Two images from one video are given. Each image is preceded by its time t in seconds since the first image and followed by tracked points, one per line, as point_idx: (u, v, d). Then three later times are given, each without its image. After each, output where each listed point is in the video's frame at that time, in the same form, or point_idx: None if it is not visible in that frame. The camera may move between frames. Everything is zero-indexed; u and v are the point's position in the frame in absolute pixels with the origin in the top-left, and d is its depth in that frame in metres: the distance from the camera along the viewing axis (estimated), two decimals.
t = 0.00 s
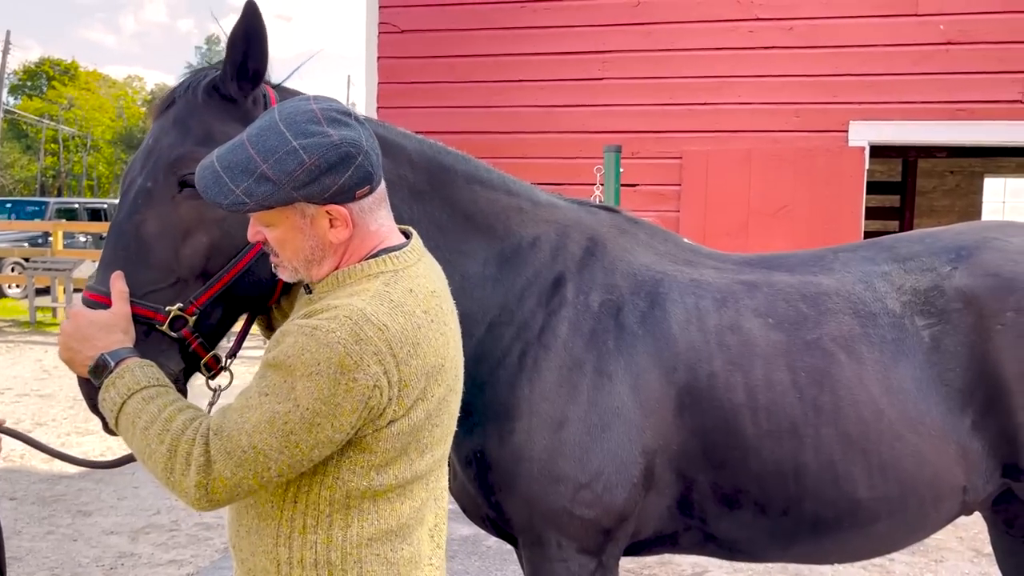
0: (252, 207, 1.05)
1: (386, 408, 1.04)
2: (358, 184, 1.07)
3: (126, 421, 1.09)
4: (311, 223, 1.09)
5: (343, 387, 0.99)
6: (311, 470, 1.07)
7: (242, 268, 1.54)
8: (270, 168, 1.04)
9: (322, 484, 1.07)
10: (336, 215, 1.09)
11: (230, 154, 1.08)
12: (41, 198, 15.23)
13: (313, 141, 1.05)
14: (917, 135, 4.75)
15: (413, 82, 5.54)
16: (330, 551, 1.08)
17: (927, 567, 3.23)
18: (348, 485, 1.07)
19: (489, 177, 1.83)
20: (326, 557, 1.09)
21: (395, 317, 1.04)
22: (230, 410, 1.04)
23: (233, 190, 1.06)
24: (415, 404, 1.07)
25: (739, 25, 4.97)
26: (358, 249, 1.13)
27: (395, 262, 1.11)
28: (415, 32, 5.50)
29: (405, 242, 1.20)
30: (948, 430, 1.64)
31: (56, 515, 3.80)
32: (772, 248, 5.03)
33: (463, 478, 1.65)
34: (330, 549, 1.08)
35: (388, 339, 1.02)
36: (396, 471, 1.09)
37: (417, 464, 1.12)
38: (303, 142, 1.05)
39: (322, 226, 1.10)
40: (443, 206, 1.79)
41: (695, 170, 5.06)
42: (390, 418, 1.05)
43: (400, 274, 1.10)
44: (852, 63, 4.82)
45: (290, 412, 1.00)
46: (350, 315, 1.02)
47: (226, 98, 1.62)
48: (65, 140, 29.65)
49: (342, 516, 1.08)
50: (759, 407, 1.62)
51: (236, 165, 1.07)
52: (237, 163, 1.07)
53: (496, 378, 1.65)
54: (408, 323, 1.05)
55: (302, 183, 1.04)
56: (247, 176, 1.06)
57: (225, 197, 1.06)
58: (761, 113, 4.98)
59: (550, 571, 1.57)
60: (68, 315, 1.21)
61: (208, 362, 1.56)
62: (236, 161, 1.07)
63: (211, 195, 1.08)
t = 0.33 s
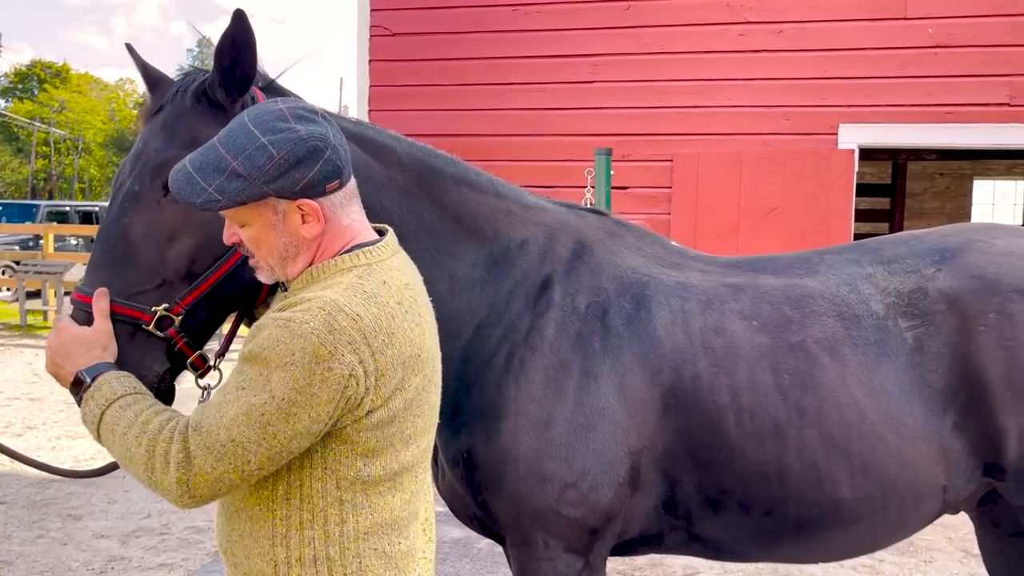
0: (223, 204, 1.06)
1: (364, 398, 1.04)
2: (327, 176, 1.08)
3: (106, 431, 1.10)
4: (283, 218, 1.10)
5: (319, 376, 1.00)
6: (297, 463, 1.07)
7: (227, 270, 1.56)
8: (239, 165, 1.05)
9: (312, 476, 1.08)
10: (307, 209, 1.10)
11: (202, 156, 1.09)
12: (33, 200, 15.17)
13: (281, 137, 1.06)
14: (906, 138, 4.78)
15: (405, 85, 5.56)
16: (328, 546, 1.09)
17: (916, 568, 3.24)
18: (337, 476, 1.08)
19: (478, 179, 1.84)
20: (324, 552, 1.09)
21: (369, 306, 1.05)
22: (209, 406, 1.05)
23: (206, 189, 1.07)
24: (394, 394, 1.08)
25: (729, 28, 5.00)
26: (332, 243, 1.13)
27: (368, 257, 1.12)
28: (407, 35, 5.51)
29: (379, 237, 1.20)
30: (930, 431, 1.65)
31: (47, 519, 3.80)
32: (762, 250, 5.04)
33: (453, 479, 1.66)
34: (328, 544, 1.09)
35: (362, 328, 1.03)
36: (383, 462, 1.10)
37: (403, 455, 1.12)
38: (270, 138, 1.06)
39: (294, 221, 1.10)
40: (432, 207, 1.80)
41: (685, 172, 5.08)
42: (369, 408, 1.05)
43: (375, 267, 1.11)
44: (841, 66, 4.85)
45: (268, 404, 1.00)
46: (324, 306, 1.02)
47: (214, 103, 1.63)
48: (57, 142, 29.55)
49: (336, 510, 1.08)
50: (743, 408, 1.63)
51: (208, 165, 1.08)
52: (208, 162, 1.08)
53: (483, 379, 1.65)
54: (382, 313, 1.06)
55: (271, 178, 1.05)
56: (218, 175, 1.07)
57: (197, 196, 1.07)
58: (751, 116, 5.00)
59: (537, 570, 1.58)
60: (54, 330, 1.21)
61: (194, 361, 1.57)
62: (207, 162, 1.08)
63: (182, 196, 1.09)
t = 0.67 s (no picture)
0: (219, 197, 1.07)
1: (318, 419, 1.04)
2: (326, 185, 1.09)
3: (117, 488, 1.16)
4: (276, 219, 1.10)
5: (263, 403, 1.01)
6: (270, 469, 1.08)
7: (222, 261, 1.57)
8: (240, 161, 1.06)
9: (286, 481, 1.09)
10: (301, 214, 1.10)
11: (203, 146, 1.10)
12: (29, 202, 15.14)
13: (285, 139, 1.07)
14: (900, 141, 4.79)
15: (402, 87, 5.56)
16: (304, 548, 1.10)
17: (911, 569, 3.25)
18: (308, 485, 1.08)
19: (477, 179, 1.84)
20: (301, 554, 1.10)
21: (314, 329, 1.03)
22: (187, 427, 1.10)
23: (202, 179, 1.07)
24: (354, 411, 1.06)
25: (725, 31, 5.00)
26: (321, 251, 1.13)
27: (336, 270, 1.10)
28: (404, 37, 5.51)
29: (371, 242, 1.20)
30: (922, 433, 1.65)
31: (42, 521, 3.79)
32: (758, 253, 5.05)
33: (447, 480, 1.66)
34: (304, 547, 1.10)
35: (305, 352, 1.02)
36: (355, 473, 1.09)
37: (377, 466, 1.11)
38: (274, 139, 1.07)
39: (287, 224, 1.10)
40: (432, 205, 1.80)
41: (681, 175, 5.08)
42: (325, 427, 1.04)
43: (339, 282, 1.09)
44: (837, 68, 4.86)
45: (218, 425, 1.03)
46: (266, 331, 1.02)
47: (217, 93, 1.64)
48: (53, 144, 29.51)
49: (312, 515, 1.09)
50: (737, 411, 1.63)
51: (208, 155, 1.08)
52: (208, 152, 1.08)
53: (479, 380, 1.65)
54: (332, 335, 1.04)
55: (270, 178, 1.06)
56: (217, 167, 1.07)
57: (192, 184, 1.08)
58: (747, 119, 5.01)
59: (533, 572, 1.58)
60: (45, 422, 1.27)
61: (185, 352, 1.57)
62: (207, 152, 1.09)
63: (179, 184, 1.10)
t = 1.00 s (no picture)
0: (228, 204, 1.08)
1: (286, 436, 1.08)
2: (338, 205, 1.10)
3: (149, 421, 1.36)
4: (283, 231, 1.12)
5: (228, 417, 1.08)
6: (265, 465, 1.15)
7: (221, 260, 1.56)
8: (253, 172, 1.07)
9: (282, 481, 1.15)
10: (309, 230, 1.12)
11: (217, 148, 1.11)
12: (29, 202, 15.17)
13: (302, 154, 1.08)
14: (901, 143, 4.79)
15: (403, 89, 5.56)
16: (300, 550, 1.15)
17: (912, 571, 3.25)
18: (299, 488, 1.14)
19: (481, 180, 1.85)
20: (298, 555, 1.16)
21: (276, 354, 1.05)
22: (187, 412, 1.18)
23: (212, 184, 1.09)
24: (328, 430, 1.08)
25: (726, 33, 5.01)
26: (321, 267, 1.14)
27: (319, 289, 1.10)
28: (405, 39, 5.51)
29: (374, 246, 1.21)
30: (922, 435, 1.65)
31: (42, 522, 3.79)
32: (759, 254, 5.05)
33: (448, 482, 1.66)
34: (300, 549, 1.15)
35: (265, 377, 1.05)
36: (338, 485, 1.12)
37: (360, 481, 1.12)
38: (291, 153, 1.08)
39: (293, 237, 1.12)
40: (436, 205, 1.80)
41: (682, 177, 5.08)
42: (296, 443, 1.09)
43: (314, 303, 1.09)
44: (838, 71, 4.86)
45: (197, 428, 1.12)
46: (232, 350, 1.07)
47: (225, 88, 1.64)
48: (54, 145, 29.52)
49: (303, 519, 1.14)
50: (740, 414, 1.63)
51: (220, 160, 1.10)
52: (221, 157, 1.10)
53: (483, 383, 1.65)
54: (295, 361, 1.05)
55: (282, 193, 1.07)
56: (229, 173, 1.08)
57: (202, 187, 1.09)
58: (748, 121, 5.01)
59: None
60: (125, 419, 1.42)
61: (183, 349, 1.51)
62: (220, 156, 1.10)
63: (188, 184, 1.11)
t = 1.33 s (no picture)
0: (300, 174, 1.09)
1: (300, 431, 1.09)
2: (402, 211, 1.13)
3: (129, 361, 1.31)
4: (340, 219, 1.12)
5: (241, 400, 1.07)
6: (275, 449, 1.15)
7: (239, 220, 1.54)
8: (337, 153, 1.09)
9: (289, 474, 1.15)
10: (366, 225, 1.13)
11: (302, 117, 1.11)
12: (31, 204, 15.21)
13: (389, 151, 1.11)
14: (903, 146, 4.79)
15: (404, 90, 5.56)
16: (303, 548, 1.16)
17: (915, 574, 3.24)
18: (307, 485, 1.14)
19: (490, 179, 1.85)
20: (300, 553, 1.16)
21: (302, 351, 1.05)
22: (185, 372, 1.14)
23: (290, 151, 1.09)
24: (344, 433, 1.09)
25: (728, 35, 5.01)
26: (365, 265, 1.14)
27: (353, 291, 1.10)
28: (407, 41, 5.52)
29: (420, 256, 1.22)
30: (924, 438, 1.65)
31: (43, 523, 3.79)
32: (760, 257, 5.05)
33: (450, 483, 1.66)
34: (303, 546, 1.16)
35: (288, 373, 1.05)
36: (344, 487, 1.13)
37: (366, 487, 1.13)
38: (378, 146, 1.10)
39: (347, 228, 1.13)
40: (449, 202, 1.80)
41: (683, 179, 5.09)
42: (309, 439, 1.09)
43: (347, 305, 1.09)
44: (840, 73, 4.86)
45: (201, 401, 1.09)
46: (258, 339, 1.07)
47: (265, 50, 1.62)
48: (56, 147, 29.56)
49: (309, 516, 1.15)
50: (742, 416, 1.64)
51: (304, 131, 1.10)
52: (304, 128, 1.10)
53: (488, 385, 1.65)
54: (320, 362, 1.06)
55: (360, 182, 1.09)
56: (309, 146, 1.09)
57: (278, 151, 1.09)
58: (750, 123, 5.01)
59: None
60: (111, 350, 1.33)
61: (176, 310, 1.50)
62: (305, 127, 1.10)
63: (261, 144, 1.10)
